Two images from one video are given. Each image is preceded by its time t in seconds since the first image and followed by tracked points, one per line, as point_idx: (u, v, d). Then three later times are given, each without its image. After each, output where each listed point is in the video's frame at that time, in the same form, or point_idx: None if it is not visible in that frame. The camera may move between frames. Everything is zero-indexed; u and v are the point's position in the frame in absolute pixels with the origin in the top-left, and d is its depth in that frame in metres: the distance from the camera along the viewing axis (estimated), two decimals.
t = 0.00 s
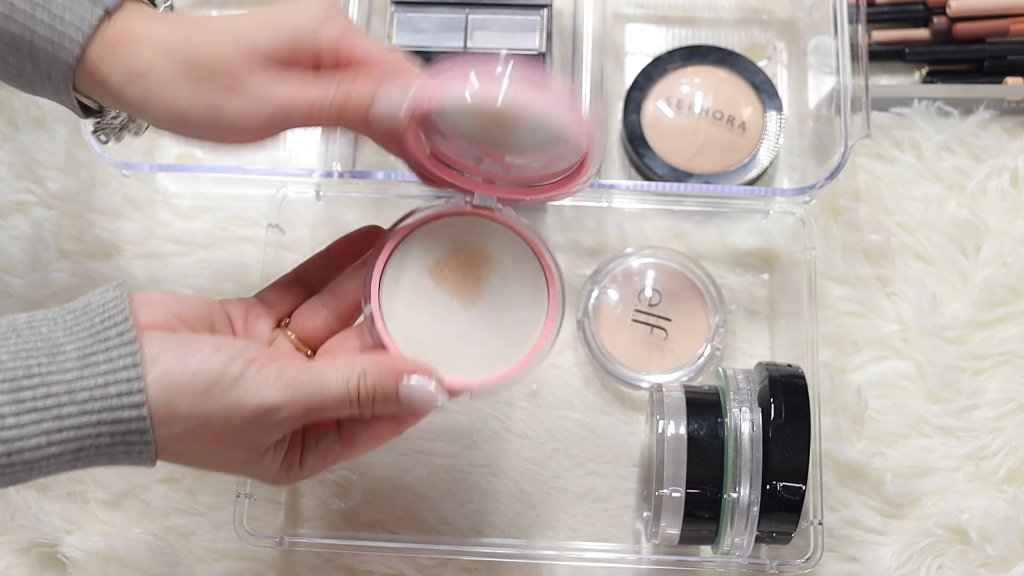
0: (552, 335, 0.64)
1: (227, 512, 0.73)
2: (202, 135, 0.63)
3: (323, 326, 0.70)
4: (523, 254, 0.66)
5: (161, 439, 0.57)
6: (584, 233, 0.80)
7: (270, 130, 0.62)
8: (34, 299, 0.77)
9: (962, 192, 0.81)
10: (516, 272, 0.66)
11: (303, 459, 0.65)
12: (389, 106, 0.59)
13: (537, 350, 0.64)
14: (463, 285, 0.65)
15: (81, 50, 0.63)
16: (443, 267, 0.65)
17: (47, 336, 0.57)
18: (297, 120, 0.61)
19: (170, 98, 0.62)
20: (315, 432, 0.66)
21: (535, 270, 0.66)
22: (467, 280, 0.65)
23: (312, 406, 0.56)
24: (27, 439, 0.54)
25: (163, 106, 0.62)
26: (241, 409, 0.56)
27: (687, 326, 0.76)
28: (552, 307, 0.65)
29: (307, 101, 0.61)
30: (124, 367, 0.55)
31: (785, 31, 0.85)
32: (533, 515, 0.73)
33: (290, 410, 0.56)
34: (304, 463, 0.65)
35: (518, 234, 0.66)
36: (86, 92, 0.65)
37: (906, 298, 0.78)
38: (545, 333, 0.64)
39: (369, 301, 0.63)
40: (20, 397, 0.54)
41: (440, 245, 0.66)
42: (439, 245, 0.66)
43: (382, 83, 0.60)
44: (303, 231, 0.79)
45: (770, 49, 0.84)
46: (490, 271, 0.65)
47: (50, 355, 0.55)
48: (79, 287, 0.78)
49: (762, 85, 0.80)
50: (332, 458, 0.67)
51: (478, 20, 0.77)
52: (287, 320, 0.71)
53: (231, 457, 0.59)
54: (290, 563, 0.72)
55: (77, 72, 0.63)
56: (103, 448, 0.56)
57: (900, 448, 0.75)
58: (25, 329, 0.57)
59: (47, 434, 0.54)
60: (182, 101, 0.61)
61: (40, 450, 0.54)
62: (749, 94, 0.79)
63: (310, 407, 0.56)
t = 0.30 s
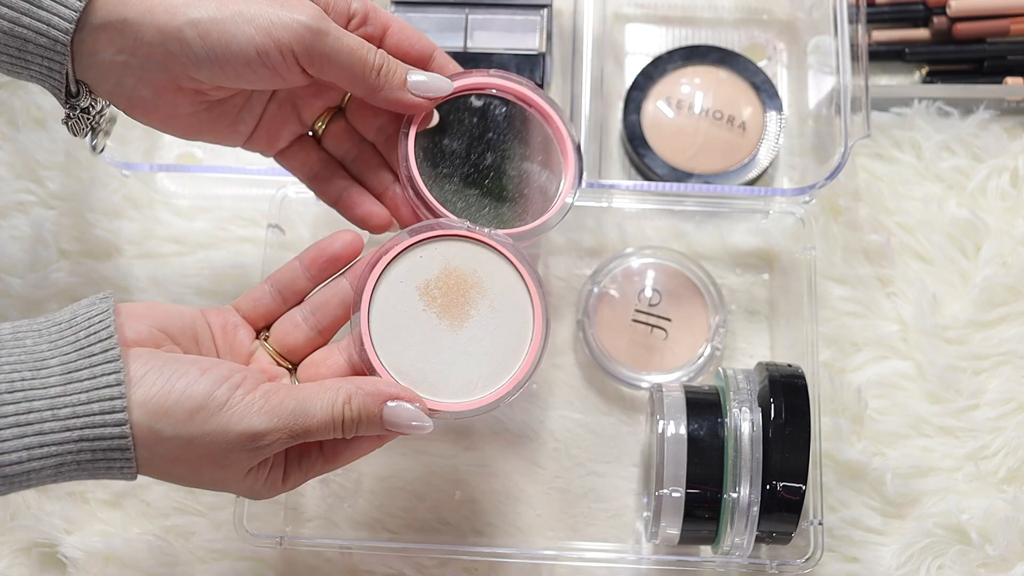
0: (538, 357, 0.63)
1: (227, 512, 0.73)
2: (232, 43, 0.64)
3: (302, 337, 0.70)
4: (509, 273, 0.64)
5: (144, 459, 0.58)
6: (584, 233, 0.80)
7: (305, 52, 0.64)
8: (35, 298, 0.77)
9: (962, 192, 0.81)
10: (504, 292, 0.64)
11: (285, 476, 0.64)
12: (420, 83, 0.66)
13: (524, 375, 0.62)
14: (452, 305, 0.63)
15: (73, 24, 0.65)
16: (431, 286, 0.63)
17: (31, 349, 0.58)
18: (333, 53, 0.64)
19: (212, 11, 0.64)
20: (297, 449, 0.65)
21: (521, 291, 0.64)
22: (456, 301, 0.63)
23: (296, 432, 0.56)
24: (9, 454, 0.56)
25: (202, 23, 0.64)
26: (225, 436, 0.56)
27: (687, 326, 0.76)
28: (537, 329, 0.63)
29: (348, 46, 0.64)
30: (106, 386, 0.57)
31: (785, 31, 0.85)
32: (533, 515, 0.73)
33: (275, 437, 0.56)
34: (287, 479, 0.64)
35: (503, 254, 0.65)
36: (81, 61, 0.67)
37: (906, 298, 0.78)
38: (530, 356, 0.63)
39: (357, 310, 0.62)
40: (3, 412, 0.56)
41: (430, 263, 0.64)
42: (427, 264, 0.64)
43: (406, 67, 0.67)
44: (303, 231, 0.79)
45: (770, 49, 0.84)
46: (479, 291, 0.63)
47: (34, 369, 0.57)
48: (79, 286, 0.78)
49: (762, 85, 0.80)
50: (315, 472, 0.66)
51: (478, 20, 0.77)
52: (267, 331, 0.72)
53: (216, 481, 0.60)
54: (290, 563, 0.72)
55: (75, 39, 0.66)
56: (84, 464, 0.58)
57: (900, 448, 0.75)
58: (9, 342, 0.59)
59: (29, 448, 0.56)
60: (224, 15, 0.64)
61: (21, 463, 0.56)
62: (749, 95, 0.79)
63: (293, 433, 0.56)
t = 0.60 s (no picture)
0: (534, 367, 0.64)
1: (227, 513, 0.73)
2: (227, 40, 0.64)
3: (300, 351, 0.71)
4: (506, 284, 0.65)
5: (137, 473, 0.57)
6: (584, 233, 0.80)
7: (300, 53, 0.64)
8: (35, 298, 0.77)
9: (962, 192, 0.81)
10: (501, 303, 0.64)
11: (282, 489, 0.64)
12: (420, 90, 0.65)
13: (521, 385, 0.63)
14: (456, 316, 0.63)
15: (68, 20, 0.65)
16: (436, 296, 0.63)
17: (24, 362, 0.58)
18: (328, 53, 0.63)
19: (208, 7, 0.64)
20: (294, 463, 0.64)
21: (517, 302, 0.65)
22: (458, 312, 0.63)
23: (292, 443, 0.56)
24: None
25: (199, 20, 0.64)
26: (220, 449, 0.56)
27: (687, 326, 0.76)
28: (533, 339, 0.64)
29: (344, 48, 0.64)
30: (97, 401, 0.56)
31: (785, 31, 0.85)
32: (534, 515, 0.73)
33: (271, 449, 0.56)
34: (284, 492, 0.64)
35: (500, 266, 0.65)
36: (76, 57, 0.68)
37: (906, 298, 0.78)
38: (526, 366, 0.64)
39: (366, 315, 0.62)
40: None
41: (432, 274, 0.63)
42: (427, 275, 0.63)
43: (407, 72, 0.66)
44: (303, 231, 0.79)
45: (770, 49, 0.84)
46: (480, 303, 0.64)
47: (26, 384, 0.57)
48: (79, 286, 0.78)
49: (762, 85, 0.80)
50: (314, 485, 0.66)
51: (478, 20, 0.77)
52: (261, 344, 0.71)
53: (210, 495, 0.59)
54: (290, 563, 0.72)
55: (71, 34, 0.66)
56: (75, 479, 0.58)
57: (900, 448, 0.75)
58: (3, 355, 0.59)
59: (19, 463, 0.56)
60: (221, 12, 0.64)
61: (11, 479, 0.56)
62: (749, 95, 0.79)
63: (289, 445, 0.56)
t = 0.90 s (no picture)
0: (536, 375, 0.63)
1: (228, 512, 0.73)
2: (194, 72, 0.61)
3: (303, 361, 0.71)
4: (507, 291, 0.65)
5: (147, 484, 0.58)
6: (584, 233, 0.80)
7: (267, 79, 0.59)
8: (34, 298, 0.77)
9: (962, 192, 0.81)
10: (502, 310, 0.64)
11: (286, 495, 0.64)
12: (401, 91, 0.57)
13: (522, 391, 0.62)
14: (451, 324, 0.63)
15: (61, 31, 0.64)
16: (430, 306, 0.63)
17: (34, 374, 0.58)
18: (295, 82, 0.58)
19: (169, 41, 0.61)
20: (299, 470, 0.65)
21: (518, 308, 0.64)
22: (454, 319, 0.63)
23: (299, 452, 0.56)
24: (9, 479, 0.56)
25: (165, 50, 0.61)
26: (230, 460, 0.56)
27: (687, 326, 0.76)
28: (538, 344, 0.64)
29: (312, 69, 0.57)
30: (106, 415, 0.56)
31: (785, 31, 0.85)
32: (534, 515, 0.73)
33: (279, 458, 0.56)
34: (288, 497, 0.64)
35: (498, 269, 0.65)
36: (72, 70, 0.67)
37: (906, 298, 0.78)
38: (528, 368, 0.63)
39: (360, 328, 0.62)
40: (5, 438, 0.56)
41: (428, 283, 0.64)
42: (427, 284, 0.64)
43: (393, 71, 0.58)
44: (303, 231, 0.79)
45: (770, 49, 0.84)
46: (477, 311, 0.64)
47: (36, 396, 0.57)
48: (79, 286, 0.78)
49: (762, 85, 0.80)
50: (316, 494, 0.66)
51: (478, 20, 0.77)
52: (264, 353, 0.72)
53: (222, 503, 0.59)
54: (290, 563, 0.72)
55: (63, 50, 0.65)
56: (84, 491, 0.58)
57: (900, 448, 0.75)
58: (13, 365, 0.59)
59: (29, 474, 0.56)
60: (182, 44, 0.60)
61: (21, 490, 0.57)
62: (749, 94, 0.79)
63: (297, 453, 0.56)
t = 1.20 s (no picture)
0: (534, 376, 0.63)
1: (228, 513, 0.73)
2: (188, 82, 0.61)
3: (296, 363, 0.72)
4: (505, 295, 0.64)
5: (151, 492, 0.57)
6: (584, 233, 0.80)
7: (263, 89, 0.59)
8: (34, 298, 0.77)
9: (962, 192, 0.81)
10: (500, 314, 0.64)
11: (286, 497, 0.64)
12: (396, 103, 0.56)
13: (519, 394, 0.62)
14: (448, 327, 0.63)
15: (59, 32, 0.63)
16: (426, 310, 0.63)
17: (39, 381, 0.57)
18: (291, 93, 0.58)
19: (162, 51, 0.61)
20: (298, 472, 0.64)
21: (516, 312, 0.64)
22: (450, 323, 0.63)
23: (303, 458, 0.57)
24: (14, 487, 0.55)
25: (156, 61, 0.61)
26: (236, 468, 0.56)
27: (687, 326, 0.76)
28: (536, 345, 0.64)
29: (307, 80, 0.57)
30: (113, 424, 0.56)
31: (785, 31, 0.85)
32: (534, 515, 0.73)
33: (283, 465, 0.56)
34: (287, 499, 0.64)
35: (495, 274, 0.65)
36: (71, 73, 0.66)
37: (906, 298, 0.78)
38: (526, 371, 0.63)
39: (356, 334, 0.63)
40: (11, 445, 0.55)
41: (424, 288, 0.64)
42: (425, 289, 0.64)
43: (388, 81, 0.57)
44: (303, 231, 0.79)
45: (770, 49, 0.84)
46: (473, 313, 0.64)
47: (42, 403, 0.56)
48: (79, 286, 0.78)
49: (762, 85, 0.80)
50: (313, 495, 0.65)
51: (478, 20, 0.77)
52: (258, 356, 0.72)
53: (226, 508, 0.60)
54: (290, 564, 0.72)
55: (60, 56, 0.65)
56: (89, 498, 0.57)
57: (900, 448, 0.75)
58: (18, 371, 0.58)
59: (35, 481, 0.55)
60: (175, 55, 0.61)
61: (26, 497, 0.55)
62: (749, 94, 0.79)
63: (300, 460, 0.57)
